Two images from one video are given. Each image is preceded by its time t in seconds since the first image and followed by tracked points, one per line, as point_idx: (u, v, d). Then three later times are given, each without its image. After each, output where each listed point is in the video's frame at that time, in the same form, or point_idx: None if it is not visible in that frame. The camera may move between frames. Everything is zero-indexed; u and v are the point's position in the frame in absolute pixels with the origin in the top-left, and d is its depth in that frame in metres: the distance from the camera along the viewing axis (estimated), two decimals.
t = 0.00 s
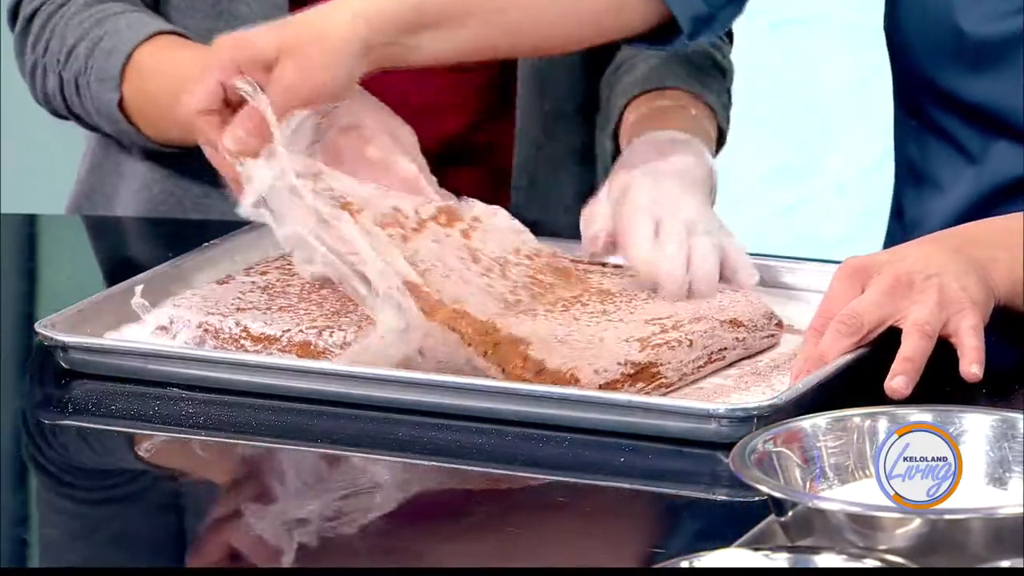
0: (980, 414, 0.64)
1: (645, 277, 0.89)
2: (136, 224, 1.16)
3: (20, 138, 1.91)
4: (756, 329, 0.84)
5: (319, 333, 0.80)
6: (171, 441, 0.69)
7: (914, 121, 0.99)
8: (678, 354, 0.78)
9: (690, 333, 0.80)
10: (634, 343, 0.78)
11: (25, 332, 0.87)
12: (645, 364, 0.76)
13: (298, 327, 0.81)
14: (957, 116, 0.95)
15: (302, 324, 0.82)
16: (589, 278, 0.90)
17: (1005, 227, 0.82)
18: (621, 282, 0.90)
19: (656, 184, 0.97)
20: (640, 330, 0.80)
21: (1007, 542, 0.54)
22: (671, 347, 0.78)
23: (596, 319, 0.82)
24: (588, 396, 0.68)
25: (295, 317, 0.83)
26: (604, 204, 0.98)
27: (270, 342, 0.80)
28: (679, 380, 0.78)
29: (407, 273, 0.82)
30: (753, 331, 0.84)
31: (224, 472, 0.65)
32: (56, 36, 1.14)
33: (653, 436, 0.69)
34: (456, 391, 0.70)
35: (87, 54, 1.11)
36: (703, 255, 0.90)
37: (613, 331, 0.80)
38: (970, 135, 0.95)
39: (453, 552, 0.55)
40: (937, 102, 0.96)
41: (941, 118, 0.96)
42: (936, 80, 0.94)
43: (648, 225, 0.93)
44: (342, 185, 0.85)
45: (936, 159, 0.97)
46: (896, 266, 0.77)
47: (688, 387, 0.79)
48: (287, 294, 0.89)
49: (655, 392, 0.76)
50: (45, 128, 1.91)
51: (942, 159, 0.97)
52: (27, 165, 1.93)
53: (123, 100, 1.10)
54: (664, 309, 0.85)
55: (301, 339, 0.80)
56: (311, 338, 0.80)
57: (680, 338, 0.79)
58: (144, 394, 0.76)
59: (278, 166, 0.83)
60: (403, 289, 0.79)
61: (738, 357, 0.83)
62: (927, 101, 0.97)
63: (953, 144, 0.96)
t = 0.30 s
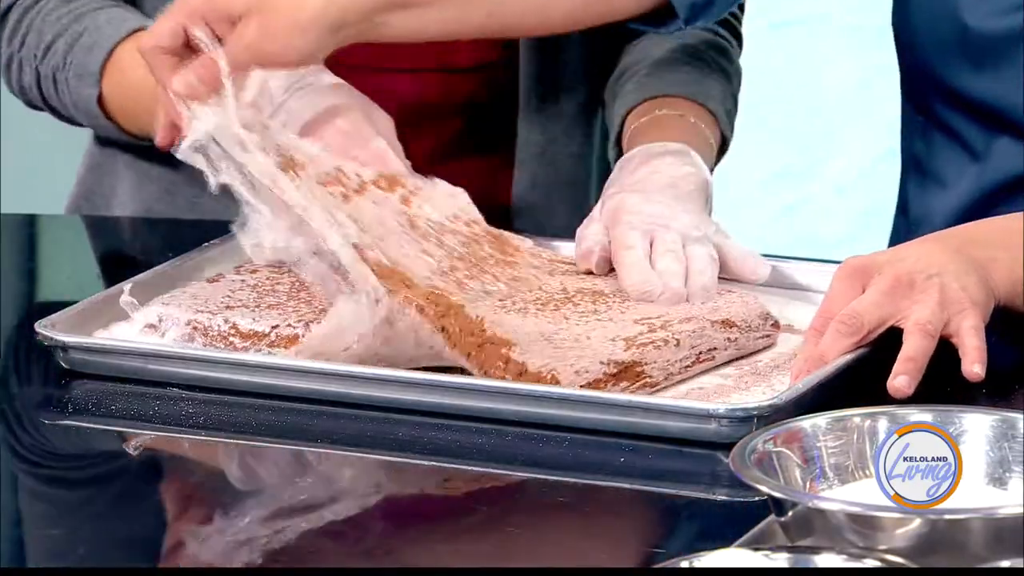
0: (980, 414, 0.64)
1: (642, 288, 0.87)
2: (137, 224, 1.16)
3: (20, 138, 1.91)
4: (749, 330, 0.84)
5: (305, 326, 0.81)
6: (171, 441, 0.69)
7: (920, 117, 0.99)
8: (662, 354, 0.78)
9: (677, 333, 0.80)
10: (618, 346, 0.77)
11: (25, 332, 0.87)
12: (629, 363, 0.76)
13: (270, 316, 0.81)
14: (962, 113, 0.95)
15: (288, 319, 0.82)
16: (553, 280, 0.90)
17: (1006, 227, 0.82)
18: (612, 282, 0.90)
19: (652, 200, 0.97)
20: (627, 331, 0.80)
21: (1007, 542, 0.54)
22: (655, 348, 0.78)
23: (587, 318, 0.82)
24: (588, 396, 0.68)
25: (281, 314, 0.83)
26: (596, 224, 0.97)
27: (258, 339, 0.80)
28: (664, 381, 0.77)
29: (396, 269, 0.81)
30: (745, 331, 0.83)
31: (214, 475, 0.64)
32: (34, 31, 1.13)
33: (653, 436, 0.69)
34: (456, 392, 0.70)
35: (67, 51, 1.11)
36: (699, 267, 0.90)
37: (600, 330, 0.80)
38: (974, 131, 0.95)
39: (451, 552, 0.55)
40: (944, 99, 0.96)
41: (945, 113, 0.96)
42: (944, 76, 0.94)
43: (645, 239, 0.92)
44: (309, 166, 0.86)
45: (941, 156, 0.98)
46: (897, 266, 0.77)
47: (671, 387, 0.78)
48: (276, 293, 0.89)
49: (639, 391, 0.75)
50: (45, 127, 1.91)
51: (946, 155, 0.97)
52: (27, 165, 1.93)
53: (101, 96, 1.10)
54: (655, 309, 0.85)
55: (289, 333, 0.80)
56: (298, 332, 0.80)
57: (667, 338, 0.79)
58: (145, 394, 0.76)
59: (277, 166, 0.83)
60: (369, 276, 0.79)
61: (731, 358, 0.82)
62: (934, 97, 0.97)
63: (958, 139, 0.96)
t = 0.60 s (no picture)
0: (980, 414, 0.64)
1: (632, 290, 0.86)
2: (138, 224, 1.17)
3: (19, 137, 1.91)
4: (734, 330, 0.83)
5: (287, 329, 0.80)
6: (172, 440, 0.69)
7: (924, 115, 1.01)
8: (644, 352, 0.78)
9: (657, 332, 0.79)
10: (597, 343, 0.78)
11: (26, 332, 0.87)
12: (607, 361, 0.76)
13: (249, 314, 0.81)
14: (969, 110, 0.97)
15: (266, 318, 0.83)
16: (538, 277, 0.90)
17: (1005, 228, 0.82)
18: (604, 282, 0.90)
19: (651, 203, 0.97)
20: (609, 330, 0.80)
21: (1007, 542, 0.54)
22: (633, 346, 0.77)
23: (568, 316, 0.83)
24: (588, 395, 0.68)
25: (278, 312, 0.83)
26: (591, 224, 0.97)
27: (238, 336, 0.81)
28: (643, 377, 0.77)
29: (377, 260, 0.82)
30: (732, 332, 0.82)
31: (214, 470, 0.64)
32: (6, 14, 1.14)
33: (653, 436, 0.69)
34: (457, 392, 0.70)
35: (31, 34, 1.11)
36: (693, 270, 0.90)
37: (579, 328, 0.80)
38: (980, 129, 0.97)
39: (447, 552, 0.56)
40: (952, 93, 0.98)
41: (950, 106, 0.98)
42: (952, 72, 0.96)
43: (640, 242, 0.92)
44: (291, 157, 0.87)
45: (946, 150, 1.00)
46: (899, 268, 0.78)
47: (657, 387, 0.78)
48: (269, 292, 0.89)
49: (618, 389, 0.75)
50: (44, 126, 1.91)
51: (950, 149, 0.99)
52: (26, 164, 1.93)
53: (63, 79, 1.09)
54: (642, 307, 0.85)
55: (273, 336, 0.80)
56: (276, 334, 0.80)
57: (646, 337, 0.78)
58: (145, 394, 0.76)
59: (276, 162, 0.82)
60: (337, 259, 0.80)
61: (714, 358, 0.82)
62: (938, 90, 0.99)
63: (963, 137, 0.98)
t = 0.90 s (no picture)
0: (980, 414, 0.66)
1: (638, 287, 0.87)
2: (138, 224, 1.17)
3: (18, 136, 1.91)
4: (735, 331, 0.82)
5: (291, 327, 0.81)
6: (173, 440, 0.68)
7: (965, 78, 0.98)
8: (646, 352, 0.78)
9: (659, 332, 0.79)
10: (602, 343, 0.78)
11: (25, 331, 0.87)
12: (611, 360, 0.76)
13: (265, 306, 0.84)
14: (981, 92, 0.79)
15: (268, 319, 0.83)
16: (538, 278, 0.90)
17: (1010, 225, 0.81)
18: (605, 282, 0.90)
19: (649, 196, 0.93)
20: (609, 330, 0.80)
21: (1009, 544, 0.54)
22: (637, 347, 0.78)
23: (568, 316, 0.83)
24: (588, 396, 0.68)
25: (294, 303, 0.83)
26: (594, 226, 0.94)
27: (238, 338, 0.81)
28: (648, 377, 0.77)
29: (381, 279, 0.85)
30: (732, 332, 0.82)
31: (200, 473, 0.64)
32: None
33: (653, 436, 0.69)
34: (456, 392, 0.70)
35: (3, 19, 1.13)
36: (694, 271, 0.89)
37: (581, 328, 0.80)
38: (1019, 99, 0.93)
39: (453, 556, 0.60)
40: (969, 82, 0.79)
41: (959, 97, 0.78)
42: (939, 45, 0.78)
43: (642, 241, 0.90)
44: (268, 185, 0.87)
45: (959, 138, 0.79)
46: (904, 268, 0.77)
47: (658, 387, 0.78)
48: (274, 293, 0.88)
49: (622, 389, 0.75)
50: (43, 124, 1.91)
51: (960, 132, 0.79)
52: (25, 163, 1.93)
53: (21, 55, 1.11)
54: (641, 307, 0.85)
55: (271, 336, 0.81)
56: (280, 334, 0.81)
57: (648, 337, 0.78)
58: (144, 394, 0.76)
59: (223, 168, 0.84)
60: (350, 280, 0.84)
61: (717, 358, 0.82)
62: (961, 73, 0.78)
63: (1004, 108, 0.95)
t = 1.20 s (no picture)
0: (980, 414, 0.66)
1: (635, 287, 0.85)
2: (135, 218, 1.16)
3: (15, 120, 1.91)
4: (736, 330, 0.81)
5: (292, 327, 0.81)
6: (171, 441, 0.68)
7: None
8: (646, 352, 0.77)
9: (659, 332, 0.78)
10: (603, 343, 0.77)
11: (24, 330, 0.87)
12: (611, 359, 0.76)
13: (253, 306, 0.82)
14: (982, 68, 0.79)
15: (267, 318, 0.82)
16: (538, 279, 0.89)
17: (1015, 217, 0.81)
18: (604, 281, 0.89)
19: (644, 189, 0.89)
20: (610, 330, 0.80)
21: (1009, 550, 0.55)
22: (639, 346, 0.77)
23: (568, 316, 0.82)
24: (588, 396, 0.67)
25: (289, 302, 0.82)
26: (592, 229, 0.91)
27: (238, 338, 0.81)
28: (649, 377, 0.77)
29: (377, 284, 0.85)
30: (732, 332, 0.81)
31: (194, 472, 0.64)
32: None
33: (655, 436, 0.67)
34: (457, 392, 0.70)
35: None
36: (694, 273, 0.86)
37: (581, 328, 0.80)
38: None
39: (452, 555, 0.61)
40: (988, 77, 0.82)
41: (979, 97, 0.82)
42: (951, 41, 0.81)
43: (638, 240, 0.87)
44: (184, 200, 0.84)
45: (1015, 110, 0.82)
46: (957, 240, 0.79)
47: (659, 387, 0.77)
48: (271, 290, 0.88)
49: (621, 389, 0.75)
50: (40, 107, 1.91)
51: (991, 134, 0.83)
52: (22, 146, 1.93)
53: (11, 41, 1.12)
54: (640, 306, 0.84)
55: (272, 336, 0.81)
56: (281, 333, 0.81)
57: (648, 336, 0.78)
58: (145, 394, 0.76)
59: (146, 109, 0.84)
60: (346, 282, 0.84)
61: (716, 359, 0.81)
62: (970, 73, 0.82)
63: None
